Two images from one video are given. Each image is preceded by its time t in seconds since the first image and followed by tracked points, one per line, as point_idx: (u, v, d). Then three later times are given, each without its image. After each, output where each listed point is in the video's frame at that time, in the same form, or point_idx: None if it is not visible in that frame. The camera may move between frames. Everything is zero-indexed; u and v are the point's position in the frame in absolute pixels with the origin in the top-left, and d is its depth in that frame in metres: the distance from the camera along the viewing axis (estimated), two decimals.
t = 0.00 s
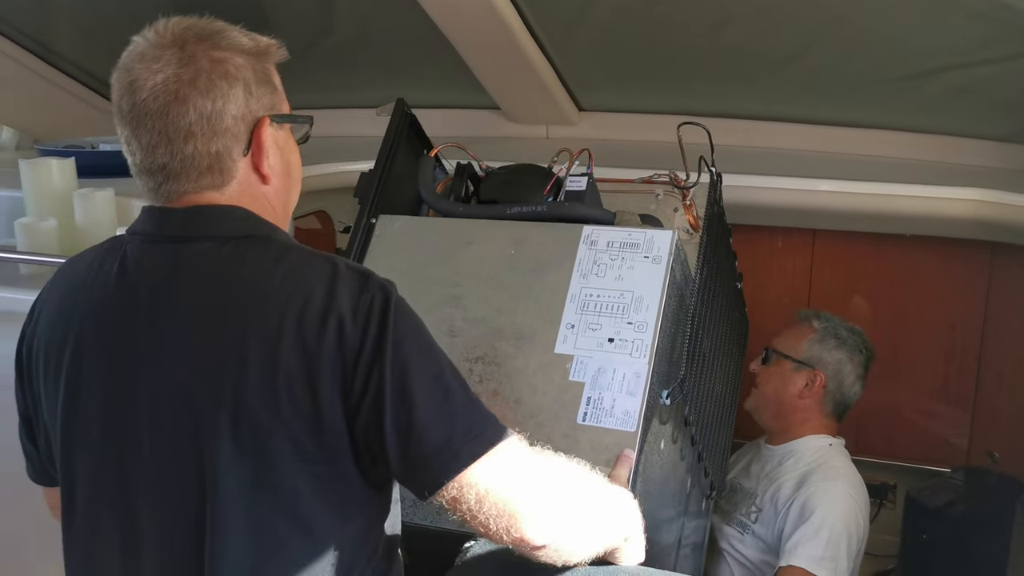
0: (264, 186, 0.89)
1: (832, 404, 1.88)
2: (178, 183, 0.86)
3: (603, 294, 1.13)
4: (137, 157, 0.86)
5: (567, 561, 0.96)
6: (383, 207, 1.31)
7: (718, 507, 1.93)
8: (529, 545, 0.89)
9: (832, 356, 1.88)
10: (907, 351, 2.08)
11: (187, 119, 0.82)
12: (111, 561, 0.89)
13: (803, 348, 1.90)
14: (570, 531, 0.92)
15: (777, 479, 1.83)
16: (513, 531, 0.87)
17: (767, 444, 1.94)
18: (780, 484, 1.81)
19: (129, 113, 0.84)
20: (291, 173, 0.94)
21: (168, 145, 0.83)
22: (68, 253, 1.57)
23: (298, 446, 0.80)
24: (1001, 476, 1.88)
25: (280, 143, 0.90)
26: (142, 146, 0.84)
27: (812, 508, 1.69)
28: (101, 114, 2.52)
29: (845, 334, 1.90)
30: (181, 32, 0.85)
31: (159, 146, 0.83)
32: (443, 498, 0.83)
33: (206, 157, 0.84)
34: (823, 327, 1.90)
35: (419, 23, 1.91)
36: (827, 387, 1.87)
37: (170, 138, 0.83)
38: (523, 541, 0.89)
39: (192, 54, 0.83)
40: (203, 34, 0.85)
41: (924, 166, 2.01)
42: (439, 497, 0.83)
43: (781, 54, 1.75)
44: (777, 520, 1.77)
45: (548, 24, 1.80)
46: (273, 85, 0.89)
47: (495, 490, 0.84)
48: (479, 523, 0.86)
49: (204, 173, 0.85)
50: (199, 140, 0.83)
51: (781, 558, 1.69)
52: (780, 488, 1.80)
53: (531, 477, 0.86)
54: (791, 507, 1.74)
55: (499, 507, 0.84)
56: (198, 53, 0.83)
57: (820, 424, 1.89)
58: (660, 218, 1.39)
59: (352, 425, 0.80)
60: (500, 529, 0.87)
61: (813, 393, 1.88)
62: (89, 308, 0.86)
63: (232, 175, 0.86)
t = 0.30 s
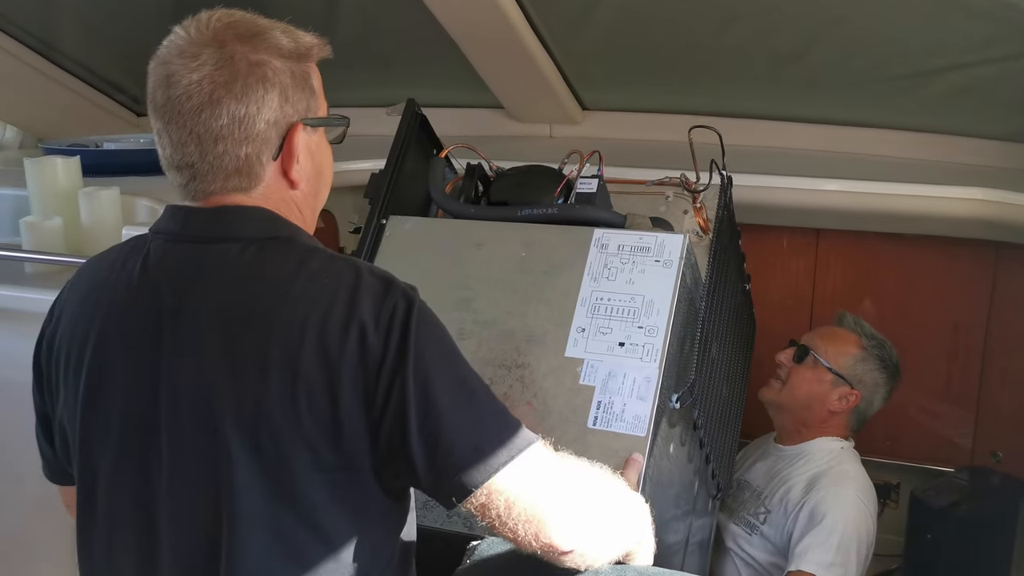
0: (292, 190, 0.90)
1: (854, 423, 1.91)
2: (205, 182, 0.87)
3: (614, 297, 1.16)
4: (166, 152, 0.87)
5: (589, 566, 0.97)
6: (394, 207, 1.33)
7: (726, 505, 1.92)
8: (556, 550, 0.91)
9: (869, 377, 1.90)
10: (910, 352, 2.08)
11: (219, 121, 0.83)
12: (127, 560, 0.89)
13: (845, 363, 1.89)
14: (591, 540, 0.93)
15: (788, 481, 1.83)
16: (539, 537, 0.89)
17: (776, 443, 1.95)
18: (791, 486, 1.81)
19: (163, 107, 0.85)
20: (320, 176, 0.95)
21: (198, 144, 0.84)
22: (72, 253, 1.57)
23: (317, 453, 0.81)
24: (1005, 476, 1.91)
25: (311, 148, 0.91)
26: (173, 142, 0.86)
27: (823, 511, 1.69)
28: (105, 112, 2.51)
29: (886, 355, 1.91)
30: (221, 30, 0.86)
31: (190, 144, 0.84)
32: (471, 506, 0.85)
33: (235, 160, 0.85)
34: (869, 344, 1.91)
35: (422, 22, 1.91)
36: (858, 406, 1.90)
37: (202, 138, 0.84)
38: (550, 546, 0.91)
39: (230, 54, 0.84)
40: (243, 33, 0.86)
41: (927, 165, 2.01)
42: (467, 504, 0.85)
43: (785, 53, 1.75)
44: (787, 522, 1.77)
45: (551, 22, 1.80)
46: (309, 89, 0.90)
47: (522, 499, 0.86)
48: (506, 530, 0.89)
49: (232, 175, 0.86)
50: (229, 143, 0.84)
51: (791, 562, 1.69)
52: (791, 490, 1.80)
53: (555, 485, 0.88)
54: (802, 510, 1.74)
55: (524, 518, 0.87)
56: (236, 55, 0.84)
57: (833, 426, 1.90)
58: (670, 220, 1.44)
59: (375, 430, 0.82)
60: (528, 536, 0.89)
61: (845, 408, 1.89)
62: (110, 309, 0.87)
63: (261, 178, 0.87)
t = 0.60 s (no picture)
0: (304, 189, 0.90)
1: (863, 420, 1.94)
2: (217, 175, 0.86)
3: (617, 301, 1.18)
4: (182, 142, 0.87)
5: (594, 567, 0.97)
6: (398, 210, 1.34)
7: (730, 506, 1.92)
8: (563, 549, 0.91)
9: (876, 376, 1.91)
10: (909, 352, 2.08)
11: (238, 114, 0.83)
12: (135, 557, 0.89)
13: (855, 372, 1.88)
14: (597, 539, 0.93)
15: (795, 482, 1.83)
16: (547, 535, 0.89)
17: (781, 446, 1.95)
18: (798, 488, 1.81)
19: (182, 95, 0.86)
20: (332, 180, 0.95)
21: (214, 135, 0.84)
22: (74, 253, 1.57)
23: (328, 451, 0.82)
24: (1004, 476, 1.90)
25: (325, 149, 0.91)
26: (189, 131, 0.86)
27: (831, 515, 1.70)
28: (105, 111, 2.51)
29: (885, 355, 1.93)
30: (248, 27, 0.87)
31: (206, 134, 0.84)
32: (480, 503, 0.86)
33: (249, 154, 0.85)
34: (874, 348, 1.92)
35: (422, 21, 1.91)
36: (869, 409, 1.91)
37: (219, 130, 0.84)
38: (559, 545, 0.90)
39: (255, 50, 0.85)
40: (269, 31, 0.87)
41: (926, 165, 2.01)
42: (476, 502, 0.85)
43: (785, 53, 1.75)
44: (795, 525, 1.78)
45: (551, 22, 1.80)
46: (328, 93, 0.90)
47: (531, 496, 0.86)
48: (514, 528, 0.88)
49: (244, 169, 0.86)
50: (245, 136, 0.84)
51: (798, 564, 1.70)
52: (798, 492, 1.81)
53: (563, 482, 0.88)
54: (809, 513, 1.75)
55: (533, 515, 0.87)
56: (261, 50, 0.85)
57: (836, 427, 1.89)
58: (674, 223, 1.46)
59: (386, 427, 0.82)
60: (536, 533, 0.88)
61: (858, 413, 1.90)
62: (119, 308, 0.86)
63: (273, 174, 0.87)
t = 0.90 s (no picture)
0: (317, 186, 0.92)
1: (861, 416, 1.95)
2: (246, 165, 0.85)
3: (619, 306, 1.18)
4: (210, 132, 0.83)
5: (593, 570, 0.95)
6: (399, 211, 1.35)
7: (729, 508, 1.92)
8: (562, 554, 0.91)
9: (874, 379, 1.91)
10: (908, 353, 2.08)
11: (281, 103, 0.83)
12: (138, 556, 0.89)
13: (855, 377, 1.87)
14: (596, 546, 0.93)
15: (794, 485, 1.83)
16: (545, 541, 0.89)
17: (779, 447, 1.95)
18: (798, 490, 1.81)
19: (213, 82, 0.83)
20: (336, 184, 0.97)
21: (253, 123, 0.83)
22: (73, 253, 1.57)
23: (336, 449, 0.83)
24: (1004, 476, 1.88)
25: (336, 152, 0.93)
26: (221, 118, 0.83)
27: (830, 516, 1.70)
28: (106, 112, 2.52)
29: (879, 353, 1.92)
30: (272, 24, 0.87)
31: (244, 122, 0.83)
32: (479, 506, 0.87)
33: (285, 143, 0.85)
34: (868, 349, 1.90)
35: (422, 21, 1.91)
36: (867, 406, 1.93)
37: (260, 118, 0.83)
38: (557, 550, 0.91)
39: (287, 44, 0.85)
40: (293, 29, 0.88)
41: (926, 166, 2.01)
42: (476, 503, 0.86)
43: (785, 53, 1.75)
44: (794, 527, 1.78)
45: (551, 22, 1.80)
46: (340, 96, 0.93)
47: (529, 501, 0.87)
48: (513, 532, 0.89)
49: (277, 159, 0.85)
50: (285, 125, 0.84)
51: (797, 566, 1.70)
52: (798, 494, 1.80)
53: (558, 488, 0.88)
54: (808, 515, 1.75)
55: (530, 520, 0.88)
56: (292, 45, 0.86)
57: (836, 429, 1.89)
58: (675, 227, 1.48)
59: (393, 426, 0.83)
60: (534, 538, 0.89)
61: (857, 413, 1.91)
62: (123, 307, 0.87)
63: (297, 167, 0.88)
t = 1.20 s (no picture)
0: (287, 177, 0.94)
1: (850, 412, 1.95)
2: (227, 162, 0.86)
3: (611, 307, 1.21)
4: (185, 138, 0.84)
5: (591, 554, 0.97)
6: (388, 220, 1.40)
7: (724, 509, 1.93)
8: (557, 532, 0.92)
9: (861, 372, 1.90)
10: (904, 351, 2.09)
11: (249, 95, 0.85)
12: (138, 558, 0.90)
13: (843, 374, 1.87)
14: (590, 524, 0.93)
15: (787, 483, 1.83)
16: (541, 519, 0.90)
17: (770, 447, 1.96)
18: (791, 489, 1.82)
19: (175, 90, 0.84)
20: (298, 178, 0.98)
21: (226, 120, 0.84)
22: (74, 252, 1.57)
23: (338, 438, 0.84)
24: (1002, 476, 1.87)
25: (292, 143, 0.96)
26: (194, 121, 0.84)
27: (824, 514, 1.71)
28: (107, 111, 2.52)
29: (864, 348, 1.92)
30: (208, 30, 0.89)
31: (218, 119, 0.84)
32: (475, 488, 0.87)
33: (259, 134, 0.87)
34: (852, 344, 1.90)
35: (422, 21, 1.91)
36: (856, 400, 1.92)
37: (232, 113, 0.84)
38: (552, 528, 0.91)
39: (232, 42, 0.87)
40: (230, 31, 0.90)
41: (923, 166, 2.02)
42: (471, 485, 0.86)
43: (784, 53, 1.75)
44: (789, 527, 1.78)
45: (551, 22, 1.80)
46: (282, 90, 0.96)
47: (524, 483, 0.87)
48: (509, 511, 0.90)
49: (255, 151, 0.87)
50: (255, 115, 0.86)
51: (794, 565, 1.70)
52: (792, 493, 1.81)
53: (553, 467, 0.89)
54: (803, 514, 1.75)
55: (526, 500, 0.88)
56: (237, 42, 0.87)
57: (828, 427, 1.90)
58: (663, 228, 1.49)
59: (389, 413, 0.84)
60: (530, 516, 0.89)
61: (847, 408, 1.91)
62: (115, 309, 0.87)
63: (271, 158, 0.90)
